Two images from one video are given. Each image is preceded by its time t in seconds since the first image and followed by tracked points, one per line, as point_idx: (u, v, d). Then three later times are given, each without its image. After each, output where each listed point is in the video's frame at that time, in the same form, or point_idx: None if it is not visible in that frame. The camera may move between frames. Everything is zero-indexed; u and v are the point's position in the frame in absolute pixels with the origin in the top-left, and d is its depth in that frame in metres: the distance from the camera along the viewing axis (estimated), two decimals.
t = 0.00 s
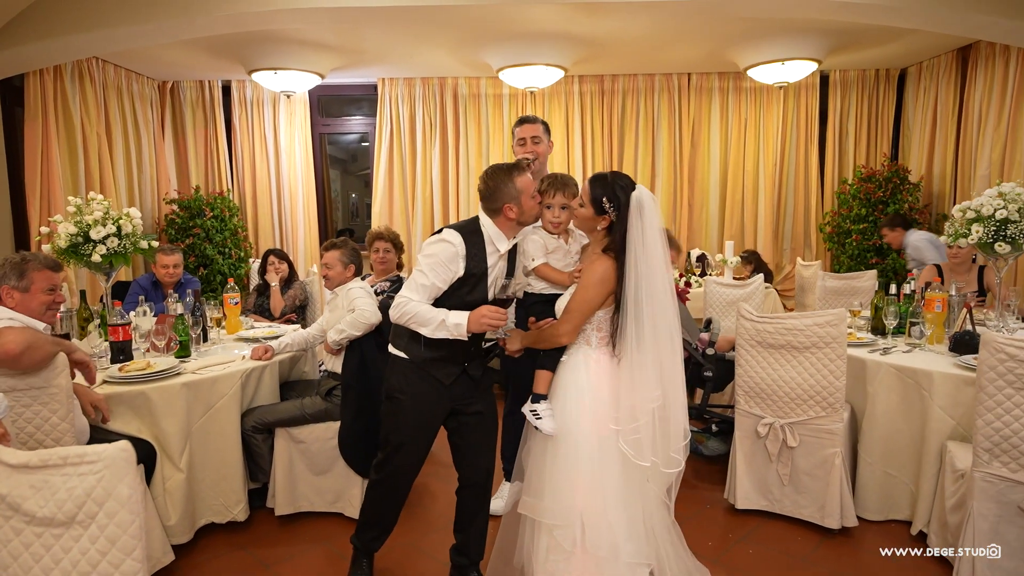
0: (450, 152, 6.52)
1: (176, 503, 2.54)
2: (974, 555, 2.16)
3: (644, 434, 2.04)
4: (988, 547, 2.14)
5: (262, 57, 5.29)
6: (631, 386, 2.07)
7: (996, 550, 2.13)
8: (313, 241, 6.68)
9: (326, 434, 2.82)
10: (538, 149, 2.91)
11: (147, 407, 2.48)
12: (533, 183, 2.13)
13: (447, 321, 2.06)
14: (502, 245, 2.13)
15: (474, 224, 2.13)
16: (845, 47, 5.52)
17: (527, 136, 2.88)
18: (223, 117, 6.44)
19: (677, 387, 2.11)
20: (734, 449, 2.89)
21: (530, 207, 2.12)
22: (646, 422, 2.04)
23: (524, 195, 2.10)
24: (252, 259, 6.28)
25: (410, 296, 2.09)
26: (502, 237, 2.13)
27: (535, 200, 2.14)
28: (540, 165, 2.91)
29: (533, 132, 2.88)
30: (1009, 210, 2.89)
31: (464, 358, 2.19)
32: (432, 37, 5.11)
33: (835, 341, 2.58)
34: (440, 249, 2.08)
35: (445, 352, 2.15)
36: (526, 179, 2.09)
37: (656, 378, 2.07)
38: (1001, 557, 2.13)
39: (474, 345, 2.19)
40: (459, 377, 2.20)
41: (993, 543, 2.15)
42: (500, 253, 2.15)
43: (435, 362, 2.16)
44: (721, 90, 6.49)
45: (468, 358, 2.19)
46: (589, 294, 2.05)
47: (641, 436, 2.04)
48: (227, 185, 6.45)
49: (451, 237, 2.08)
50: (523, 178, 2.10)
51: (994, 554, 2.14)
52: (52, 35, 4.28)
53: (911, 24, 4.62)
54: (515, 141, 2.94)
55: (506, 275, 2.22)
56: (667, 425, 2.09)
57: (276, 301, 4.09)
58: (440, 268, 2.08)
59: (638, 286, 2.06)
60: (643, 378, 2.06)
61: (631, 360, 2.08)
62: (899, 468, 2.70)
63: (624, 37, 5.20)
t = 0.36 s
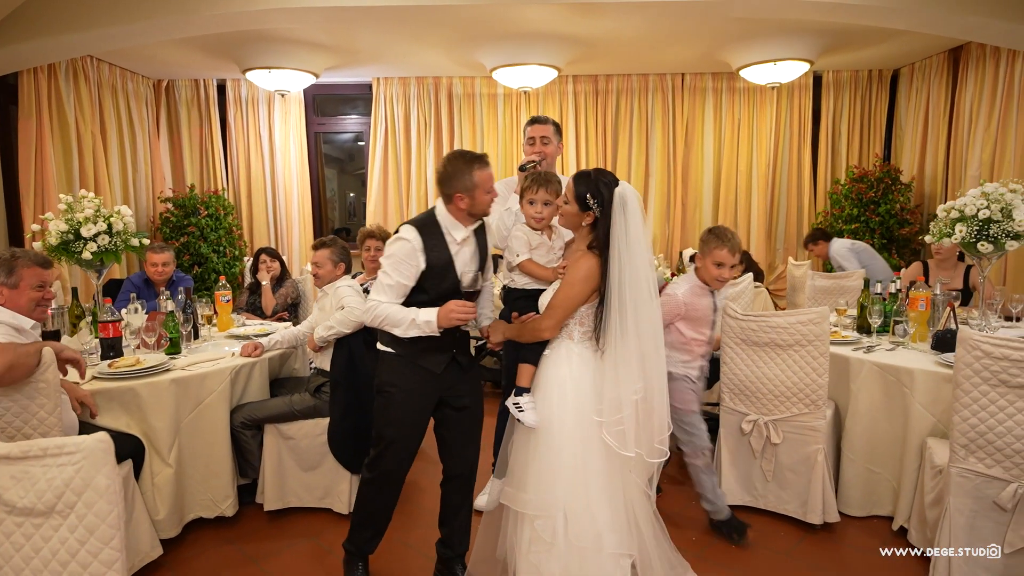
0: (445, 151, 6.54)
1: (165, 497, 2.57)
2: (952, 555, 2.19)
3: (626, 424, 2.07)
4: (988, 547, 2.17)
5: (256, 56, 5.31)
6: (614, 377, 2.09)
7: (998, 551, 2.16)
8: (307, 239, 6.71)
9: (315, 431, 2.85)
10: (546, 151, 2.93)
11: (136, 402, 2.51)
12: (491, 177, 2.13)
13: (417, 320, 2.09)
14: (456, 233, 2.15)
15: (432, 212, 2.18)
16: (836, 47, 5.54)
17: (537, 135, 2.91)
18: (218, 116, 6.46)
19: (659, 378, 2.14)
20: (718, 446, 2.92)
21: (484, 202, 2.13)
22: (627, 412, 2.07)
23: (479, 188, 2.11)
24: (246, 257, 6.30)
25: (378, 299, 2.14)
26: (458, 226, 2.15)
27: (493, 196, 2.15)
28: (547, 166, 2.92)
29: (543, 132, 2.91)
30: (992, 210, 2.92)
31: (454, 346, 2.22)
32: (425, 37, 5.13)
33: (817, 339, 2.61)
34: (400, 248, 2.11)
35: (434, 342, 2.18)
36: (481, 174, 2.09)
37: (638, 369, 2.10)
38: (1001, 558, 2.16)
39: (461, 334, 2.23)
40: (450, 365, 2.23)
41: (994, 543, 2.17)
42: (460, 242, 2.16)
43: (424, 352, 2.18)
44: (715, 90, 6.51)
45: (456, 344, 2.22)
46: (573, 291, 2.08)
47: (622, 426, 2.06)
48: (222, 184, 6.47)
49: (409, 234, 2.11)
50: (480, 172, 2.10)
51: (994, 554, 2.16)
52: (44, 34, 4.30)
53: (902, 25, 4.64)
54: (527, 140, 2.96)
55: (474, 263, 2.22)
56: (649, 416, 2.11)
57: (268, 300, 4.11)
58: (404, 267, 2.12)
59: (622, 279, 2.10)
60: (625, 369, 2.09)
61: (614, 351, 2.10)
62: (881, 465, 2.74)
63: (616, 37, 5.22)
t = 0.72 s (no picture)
0: (445, 151, 6.57)
1: (163, 492, 2.60)
2: (942, 555, 2.21)
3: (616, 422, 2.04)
4: (988, 547, 2.17)
5: (256, 56, 5.34)
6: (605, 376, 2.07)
7: (997, 551, 2.16)
8: (307, 239, 6.75)
9: (312, 426, 2.87)
10: (552, 151, 2.93)
11: (135, 398, 2.54)
12: (426, 174, 2.17)
13: (364, 319, 2.13)
14: (397, 231, 2.19)
15: (375, 213, 2.24)
16: (834, 48, 5.56)
17: (546, 134, 2.93)
18: (220, 115, 6.50)
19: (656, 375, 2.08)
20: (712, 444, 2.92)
21: (419, 197, 2.17)
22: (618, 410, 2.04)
23: (414, 185, 2.16)
24: (247, 256, 6.34)
25: (325, 300, 2.19)
26: (398, 224, 2.20)
27: (430, 192, 2.19)
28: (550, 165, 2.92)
29: (551, 133, 2.93)
30: (985, 208, 2.94)
31: (413, 343, 2.25)
32: (423, 37, 5.16)
33: (811, 336, 2.63)
34: (341, 249, 2.16)
35: (387, 339, 2.21)
36: (413, 171, 2.14)
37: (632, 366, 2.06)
38: (1001, 558, 2.16)
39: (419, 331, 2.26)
40: (411, 362, 2.26)
41: (994, 543, 2.17)
42: (402, 239, 2.21)
43: (383, 352, 2.21)
44: (714, 90, 6.53)
45: (416, 339, 2.25)
46: (572, 288, 2.09)
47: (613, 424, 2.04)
48: (223, 183, 6.51)
49: (348, 234, 2.16)
50: (413, 168, 2.15)
51: (994, 553, 2.16)
52: (47, 34, 4.34)
53: (899, 25, 4.66)
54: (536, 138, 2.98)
55: (421, 259, 2.24)
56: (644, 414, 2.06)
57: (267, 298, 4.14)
58: (347, 267, 2.17)
59: (617, 274, 2.06)
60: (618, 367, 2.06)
61: (607, 348, 2.08)
62: (874, 462, 2.75)
63: (614, 37, 5.24)
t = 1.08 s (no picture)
0: (447, 151, 6.60)
1: (165, 488, 2.61)
2: (941, 554, 2.21)
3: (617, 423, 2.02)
4: (988, 547, 2.16)
5: (260, 56, 5.37)
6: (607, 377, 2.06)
7: (997, 551, 2.15)
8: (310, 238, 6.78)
9: (312, 424, 2.89)
10: (555, 153, 2.96)
11: (138, 395, 2.56)
12: (390, 160, 2.28)
13: (328, 310, 2.18)
14: (362, 220, 2.28)
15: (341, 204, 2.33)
16: (836, 50, 5.57)
17: (551, 136, 2.95)
18: (223, 116, 6.52)
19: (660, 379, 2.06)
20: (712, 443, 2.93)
21: (383, 184, 2.27)
22: (620, 411, 2.02)
23: (378, 171, 2.27)
24: (250, 256, 6.36)
25: (290, 290, 2.25)
26: (364, 213, 2.29)
27: (394, 179, 2.29)
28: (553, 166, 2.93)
29: (555, 135, 2.94)
30: (984, 210, 2.94)
31: (386, 341, 2.30)
32: (425, 38, 5.18)
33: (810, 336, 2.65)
34: (306, 240, 2.25)
35: (356, 336, 2.25)
36: (377, 157, 2.26)
37: (637, 368, 2.04)
38: (999, 557, 2.16)
39: (390, 327, 2.31)
40: (384, 360, 2.31)
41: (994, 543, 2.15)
42: (367, 230, 2.29)
43: (357, 351, 2.25)
44: (715, 92, 6.54)
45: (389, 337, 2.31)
46: (573, 288, 2.09)
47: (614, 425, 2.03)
48: (226, 184, 6.54)
49: (314, 225, 2.25)
50: (377, 154, 2.27)
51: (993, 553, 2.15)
52: (52, 34, 4.37)
53: (900, 27, 4.67)
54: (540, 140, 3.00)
55: (386, 251, 2.34)
56: (647, 417, 2.04)
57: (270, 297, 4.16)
58: (311, 258, 2.25)
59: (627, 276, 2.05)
60: (620, 369, 2.04)
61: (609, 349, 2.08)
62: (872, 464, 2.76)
63: (616, 39, 5.26)
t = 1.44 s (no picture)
0: (449, 152, 6.61)
1: (171, 487, 2.63)
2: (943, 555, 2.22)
3: (633, 430, 2.03)
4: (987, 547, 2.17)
5: (263, 57, 5.38)
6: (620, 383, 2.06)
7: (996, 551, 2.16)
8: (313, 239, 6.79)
9: (317, 424, 2.90)
10: (545, 155, 2.91)
11: (144, 394, 2.57)
12: (387, 160, 2.30)
13: (336, 311, 2.20)
14: (361, 221, 2.30)
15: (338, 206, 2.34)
16: (838, 50, 5.58)
17: (540, 138, 2.87)
18: (226, 116, 6.54)
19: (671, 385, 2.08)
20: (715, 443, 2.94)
21: (380, 183, 2.28)
22: (635, 418, 2.04)
23: (376, 170, 2.28)
24: (253, 256, 6.37)
25: (295, 294, 2.26)
26: (363, 214, 2.32)
27: (391, 178, 2.30)
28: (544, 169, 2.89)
29: (544, 136, 2.87)
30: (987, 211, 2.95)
31: (393, 338, 2.33)
32: (428, 39, 5.19)
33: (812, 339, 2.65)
34: (309, 242, 2.25)
35: (363, 334, 2.26)
36: (374, 156, 2.27)
37: (652, 374, 2.05)
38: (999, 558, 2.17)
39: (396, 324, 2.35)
40: (391, 357, 2.34)
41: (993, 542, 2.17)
42: (367, 229, 2.32)
43: (365, 349, 2.27)
44: (717, 93, 6.55)
45: (395, 333, 2.34)
46: (584, 297, 2.07)
47: (629, 431, 2.03)
48: (229, 184, 6.56)
49: (315, 228, 2.25)
50: (375, 154, 2.28)
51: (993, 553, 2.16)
52: (56, 35, 4.39)
53: (902, 29, 4.68)
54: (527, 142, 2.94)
55: (386, 250, 2.38)
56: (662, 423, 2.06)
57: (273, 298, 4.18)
58: (314, 261, 2.26)
59: (638, 282, 2.06)
60: (633, 376, 2.05)
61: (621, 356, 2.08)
62: (874, 463, 2.78)
63: (618, 40, 5.27)
